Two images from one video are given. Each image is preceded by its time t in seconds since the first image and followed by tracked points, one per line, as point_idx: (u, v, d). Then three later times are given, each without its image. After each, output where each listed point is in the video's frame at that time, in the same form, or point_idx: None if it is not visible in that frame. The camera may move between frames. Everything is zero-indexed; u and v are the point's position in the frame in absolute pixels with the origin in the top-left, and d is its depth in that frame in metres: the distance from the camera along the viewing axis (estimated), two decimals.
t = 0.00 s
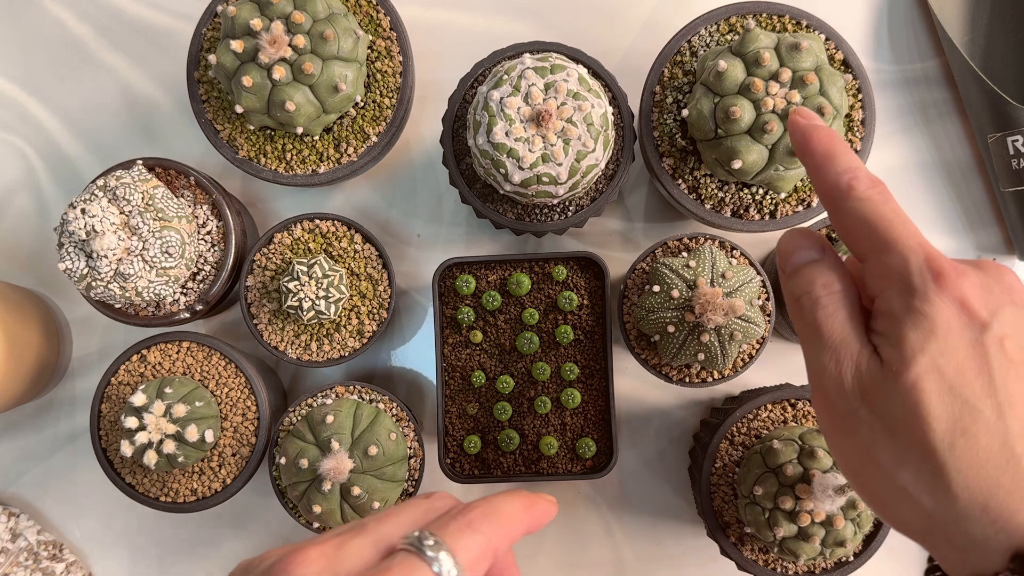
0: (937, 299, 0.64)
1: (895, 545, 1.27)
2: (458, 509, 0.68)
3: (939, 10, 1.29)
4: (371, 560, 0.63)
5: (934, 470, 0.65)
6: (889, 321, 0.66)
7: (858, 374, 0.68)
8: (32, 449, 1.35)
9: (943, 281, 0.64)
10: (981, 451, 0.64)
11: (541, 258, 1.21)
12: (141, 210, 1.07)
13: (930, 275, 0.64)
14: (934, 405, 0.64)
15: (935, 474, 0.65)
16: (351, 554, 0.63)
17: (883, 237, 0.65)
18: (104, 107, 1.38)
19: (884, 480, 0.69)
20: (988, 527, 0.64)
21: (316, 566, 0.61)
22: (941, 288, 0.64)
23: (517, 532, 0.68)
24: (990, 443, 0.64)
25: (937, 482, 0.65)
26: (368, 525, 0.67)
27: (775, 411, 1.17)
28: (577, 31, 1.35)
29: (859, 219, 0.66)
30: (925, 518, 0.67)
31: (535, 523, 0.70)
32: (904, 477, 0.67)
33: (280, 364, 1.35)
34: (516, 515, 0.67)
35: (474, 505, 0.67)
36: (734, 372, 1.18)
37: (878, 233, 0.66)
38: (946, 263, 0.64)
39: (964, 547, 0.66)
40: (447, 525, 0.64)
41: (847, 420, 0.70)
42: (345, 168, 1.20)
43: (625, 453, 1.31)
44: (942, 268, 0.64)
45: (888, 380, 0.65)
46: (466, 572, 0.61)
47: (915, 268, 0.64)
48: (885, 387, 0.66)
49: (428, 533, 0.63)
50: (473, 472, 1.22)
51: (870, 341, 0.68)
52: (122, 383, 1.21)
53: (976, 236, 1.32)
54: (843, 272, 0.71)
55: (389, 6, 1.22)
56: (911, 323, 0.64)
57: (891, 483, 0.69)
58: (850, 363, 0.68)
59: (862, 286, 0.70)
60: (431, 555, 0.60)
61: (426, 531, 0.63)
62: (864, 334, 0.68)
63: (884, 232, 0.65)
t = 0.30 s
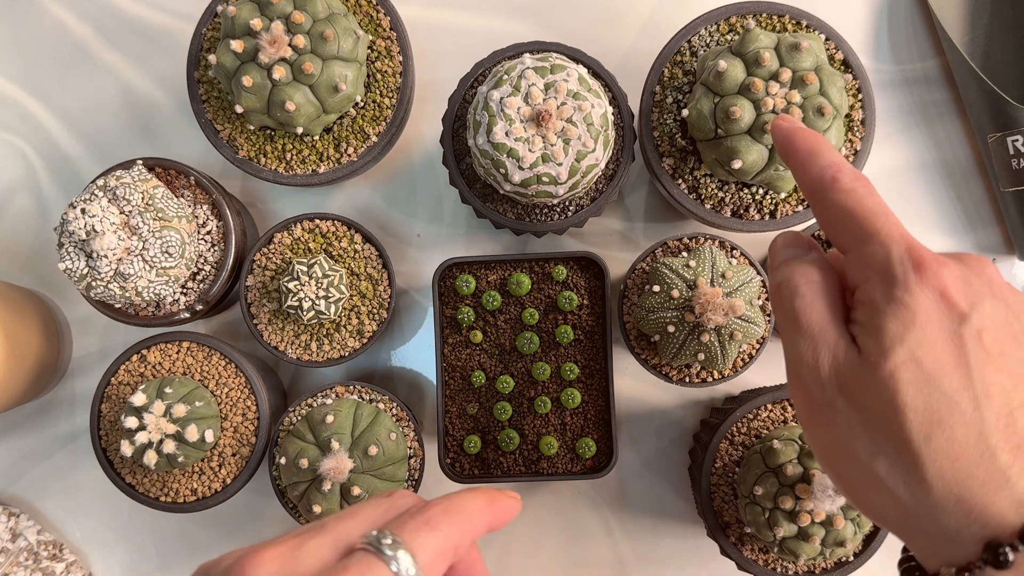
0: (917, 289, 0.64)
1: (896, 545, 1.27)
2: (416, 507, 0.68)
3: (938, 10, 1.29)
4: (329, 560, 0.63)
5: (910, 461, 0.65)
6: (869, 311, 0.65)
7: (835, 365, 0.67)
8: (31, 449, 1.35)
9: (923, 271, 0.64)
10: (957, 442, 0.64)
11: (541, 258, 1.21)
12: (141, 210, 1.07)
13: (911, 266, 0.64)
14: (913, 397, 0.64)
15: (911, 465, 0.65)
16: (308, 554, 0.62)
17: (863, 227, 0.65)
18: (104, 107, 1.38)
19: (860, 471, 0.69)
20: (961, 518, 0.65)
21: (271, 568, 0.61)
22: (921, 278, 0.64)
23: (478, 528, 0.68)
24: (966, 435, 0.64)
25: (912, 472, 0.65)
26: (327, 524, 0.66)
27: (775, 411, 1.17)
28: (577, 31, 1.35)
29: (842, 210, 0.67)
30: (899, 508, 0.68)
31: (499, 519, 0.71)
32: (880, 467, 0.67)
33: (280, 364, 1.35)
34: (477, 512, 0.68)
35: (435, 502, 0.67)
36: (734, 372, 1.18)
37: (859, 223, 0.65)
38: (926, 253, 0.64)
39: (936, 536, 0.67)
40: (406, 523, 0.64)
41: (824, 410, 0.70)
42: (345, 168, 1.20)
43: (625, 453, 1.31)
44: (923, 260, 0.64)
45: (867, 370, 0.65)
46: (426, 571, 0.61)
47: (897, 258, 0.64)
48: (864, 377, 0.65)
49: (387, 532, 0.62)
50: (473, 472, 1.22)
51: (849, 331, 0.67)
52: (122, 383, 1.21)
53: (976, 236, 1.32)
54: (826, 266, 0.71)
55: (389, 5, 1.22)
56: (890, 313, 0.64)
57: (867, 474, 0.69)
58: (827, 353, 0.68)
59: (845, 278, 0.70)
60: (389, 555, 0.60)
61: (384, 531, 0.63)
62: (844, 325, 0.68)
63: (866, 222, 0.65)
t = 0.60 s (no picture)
0: (918, 291, 0.64)
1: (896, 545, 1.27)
2: (417, 506, 0.68)
3: (939, 10, 1.29)
4: (330, 558, 0.63)
5: (912, 465, 0.65)
6: (870, 314, 0.65)
7: (838, 369, 0.67)
8: (31, 449, 1.35)
9: (923, 274, 0.64)
10: (960, 446, 0.64)
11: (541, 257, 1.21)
12: (141, 210, 1.07)
13: (912, 268, 0.64)
14: (915, 400, 0.64)
15: (913, 469, 0.66)
16: (309, 553, 0.62)
17: (864, 230, 0.66)
18: (104, 107, 1.38)
19: (863, 475, 0.69)
20: (963, 523, 0.65)
21: (272, 566, 0.61)
22: (922, 281, 0.64)
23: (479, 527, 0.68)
24: (969, 438, 0.64)
25: (914, 477, 0.66)
26: (328, 522, 0.66)
27: (775, 411, 1.17)
28: (577, 31, 1.35)
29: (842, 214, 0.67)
30: (900, 512, 0.68)
31: (500, 519, 0.71)
32: (882, 472, 0.67)
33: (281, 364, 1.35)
34: (478, 511, 0.67)
35: (436, 501, 0.67)
36: (734, 373, 1.18)
37: (859, 227, 0.66)
38: (927, 256, 0.64)
39: (938, 541, 0.67)
40: (408, 521, 0.64)
41: (826, 413, 0.69)
42: (345, 168, 1.20)
43: (625, 454, 1.31)
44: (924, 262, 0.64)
45: (869, 374, 0.65)
46: (427, 569, 0.61)
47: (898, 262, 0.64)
48: (867, 381, 0.65)
49: (389, 531, 0.62)
50: (474, 472, 1.22)
51: (850, 334, 0.67)
52: (123, 383, 1.21)
53: (976, 236, 1.32)
54: (827, 267, 0.71)
55: (389, 5, 1.22)
56: (892, 316, 0.64)
57: (868, 478, 0.69)
58: (829, 356, 0.67)
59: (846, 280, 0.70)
60: (391, 553, 0.60)
61: (386, 529, 0.63)
62: (845, 327, 0.68)
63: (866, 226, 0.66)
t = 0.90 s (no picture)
0: (910, 273, 0.65)
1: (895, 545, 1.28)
2: (436, 509, 0.68)
3: (938, 10, 1.29)
4: (350, 560, 0.63)
5: (904, 443, 0.66)
6: (863, 294, 0.66)
7: (833, 346, 0.68)
8: (31, 449, 1.35)
9: (915, 256, 0.65)
10: (951, 425, 0.65)
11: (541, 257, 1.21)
12: (141, 210, 1.07)
13: (903, 250, 0.65)
14: (906, 378, 0.65)
15: (905, 447, 0.66)
16: (329, 555, 0.62)
17: (858, 214, 0.65)
18: (105, 107, 1.38)
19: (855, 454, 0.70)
20: (955, 502, 0.66)
21: (292, 566, 0.61)
22: (913, 262, 0.65)
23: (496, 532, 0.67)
24: (959, 417, 0.65)
25: (907, 455, 0.66)
26: (347, 525, 0.67)
27: (775, 411, 1.17)
28: (577, 31, 1.35)
29: (839, 198, 0.66)
30: (892, 491, 0.69)
31: (516, 524, 0.71)
32: (875, 450, 0.68)
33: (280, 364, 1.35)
34: (494, 515, 0.67)
35: (454, 504, 0.67)
36: (734, 372, 1.18)
37: (853, 212, 0.66)
38: (918, 239, 0.65)
39: (929, 521, 0.68)
40: (426, 523, 0.64)
41: (821, 392, 0.70)
42: (345, 168, 1.20)
43: (625, 454, 1.31)
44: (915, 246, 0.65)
45: (864, 351, 0.66)
46: (445, 572, 0.61)
47: (890, 244, 0.65)
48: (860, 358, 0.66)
49: (408, 533, 0.63)
50: (474, 472, 1.22)
51: (846, 313, 0.68)
52: (122, 383, 1.21)
53: (976, 236, 1.32)
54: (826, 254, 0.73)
55: (389, 5, 1.22)
56: (886, 295, 0.65)
57: (862, 457, 0.69)
58: (825, 335, 0.68)
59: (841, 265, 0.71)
60: (410, 556, 0.60)
61: (405, 531, 0.63)
62: (841, 307, 0.69)
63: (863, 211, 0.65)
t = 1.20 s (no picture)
0: (891, 257, 0.66)
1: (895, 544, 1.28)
2: (424, 508, 0.68)
3: (938, 10, 1.29)
4: (336, 560, 0.63)
5: (884, 427, 0.66)
6: (844, 278, 0.67)
7: (813, 330, 0.68)
8: (31, 449, 1.35)
9: (896, 241, 0.66)
10: (930, 407, 0.65)
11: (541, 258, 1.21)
12: (141, 210, 1.07)
13: (884, 235, 0.66)
14: (887, 361, 0.65)
15: (884, 429, 0.66)
16: (315, 555, 0.62)
17: (841, 199, 0.66)
18: (105, 107, 1.38)
19: (836, 439, 0.70)
20: (933, 485, 0.66)
21: (278, 567, 0.61)
22: (894, 247, 0.66)
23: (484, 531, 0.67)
24: (939, 400, 0.65)
25: (886, 438, 0.66)
26: (334, 525, 0.66)
27: (775, 411, 1.17)
28: (577, 31, 1.35)
29: (822, 183, 0.67)
30: (871, 475, 0.69)
31: (505, 523, 0.70)
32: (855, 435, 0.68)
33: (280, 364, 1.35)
34: (484, 515, 0.67)
35: (442, 504, 0.67)
36: (734, 372, 1.18)
37: (836, 196, 0.66)
38: (899, 224, 0.66)
39: (909, 505, 0.68)
40: (414, 523, 0.64)
41: (800, 375, 0.70)
42: (345, 168, 1.20)
43: (624, 454, 1.31)
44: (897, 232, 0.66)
45: (844, 333, 0.66)
46: (433, 571, 0.61)
47: (871, 228, 0.66)
48: (841, 341, 0.66)
49: (395, 533, 0.63)
50: (474, 472, 1.22)
51: (827, 296, 0.68)
52: (122, 383, 1.21)
53: (976, 237, 1.32)
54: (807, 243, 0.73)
55: (389, 5, 1.22)
56: (867, 279, 0.65)
57: (841, 441, 0.69)
58: (806, 318, 0.68)
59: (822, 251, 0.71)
60: (397, 555, 0.60)
61: (393, 531, 0.63)
62: (821, 290, 0.69)
63: (845, 196, 0.66)
